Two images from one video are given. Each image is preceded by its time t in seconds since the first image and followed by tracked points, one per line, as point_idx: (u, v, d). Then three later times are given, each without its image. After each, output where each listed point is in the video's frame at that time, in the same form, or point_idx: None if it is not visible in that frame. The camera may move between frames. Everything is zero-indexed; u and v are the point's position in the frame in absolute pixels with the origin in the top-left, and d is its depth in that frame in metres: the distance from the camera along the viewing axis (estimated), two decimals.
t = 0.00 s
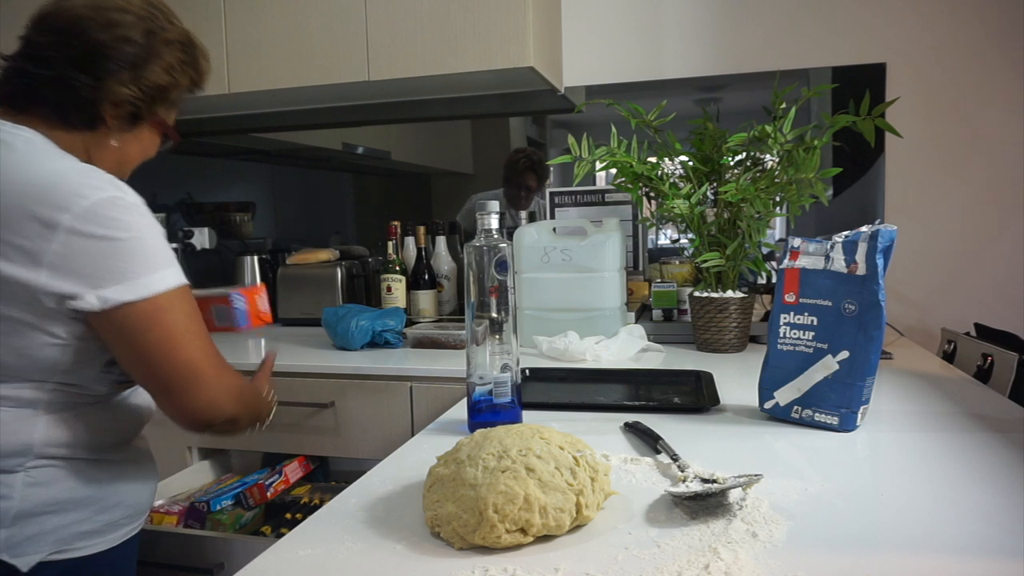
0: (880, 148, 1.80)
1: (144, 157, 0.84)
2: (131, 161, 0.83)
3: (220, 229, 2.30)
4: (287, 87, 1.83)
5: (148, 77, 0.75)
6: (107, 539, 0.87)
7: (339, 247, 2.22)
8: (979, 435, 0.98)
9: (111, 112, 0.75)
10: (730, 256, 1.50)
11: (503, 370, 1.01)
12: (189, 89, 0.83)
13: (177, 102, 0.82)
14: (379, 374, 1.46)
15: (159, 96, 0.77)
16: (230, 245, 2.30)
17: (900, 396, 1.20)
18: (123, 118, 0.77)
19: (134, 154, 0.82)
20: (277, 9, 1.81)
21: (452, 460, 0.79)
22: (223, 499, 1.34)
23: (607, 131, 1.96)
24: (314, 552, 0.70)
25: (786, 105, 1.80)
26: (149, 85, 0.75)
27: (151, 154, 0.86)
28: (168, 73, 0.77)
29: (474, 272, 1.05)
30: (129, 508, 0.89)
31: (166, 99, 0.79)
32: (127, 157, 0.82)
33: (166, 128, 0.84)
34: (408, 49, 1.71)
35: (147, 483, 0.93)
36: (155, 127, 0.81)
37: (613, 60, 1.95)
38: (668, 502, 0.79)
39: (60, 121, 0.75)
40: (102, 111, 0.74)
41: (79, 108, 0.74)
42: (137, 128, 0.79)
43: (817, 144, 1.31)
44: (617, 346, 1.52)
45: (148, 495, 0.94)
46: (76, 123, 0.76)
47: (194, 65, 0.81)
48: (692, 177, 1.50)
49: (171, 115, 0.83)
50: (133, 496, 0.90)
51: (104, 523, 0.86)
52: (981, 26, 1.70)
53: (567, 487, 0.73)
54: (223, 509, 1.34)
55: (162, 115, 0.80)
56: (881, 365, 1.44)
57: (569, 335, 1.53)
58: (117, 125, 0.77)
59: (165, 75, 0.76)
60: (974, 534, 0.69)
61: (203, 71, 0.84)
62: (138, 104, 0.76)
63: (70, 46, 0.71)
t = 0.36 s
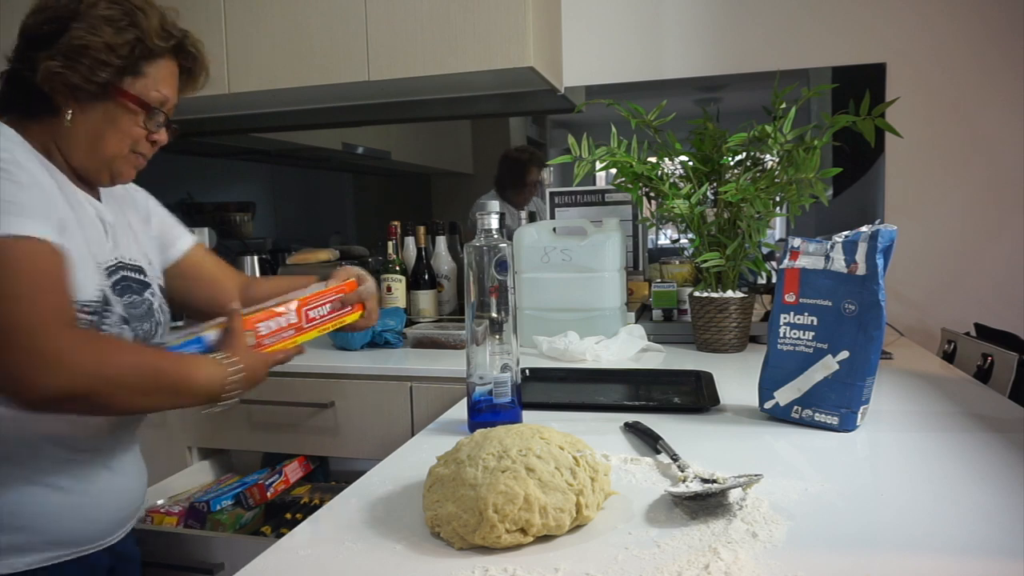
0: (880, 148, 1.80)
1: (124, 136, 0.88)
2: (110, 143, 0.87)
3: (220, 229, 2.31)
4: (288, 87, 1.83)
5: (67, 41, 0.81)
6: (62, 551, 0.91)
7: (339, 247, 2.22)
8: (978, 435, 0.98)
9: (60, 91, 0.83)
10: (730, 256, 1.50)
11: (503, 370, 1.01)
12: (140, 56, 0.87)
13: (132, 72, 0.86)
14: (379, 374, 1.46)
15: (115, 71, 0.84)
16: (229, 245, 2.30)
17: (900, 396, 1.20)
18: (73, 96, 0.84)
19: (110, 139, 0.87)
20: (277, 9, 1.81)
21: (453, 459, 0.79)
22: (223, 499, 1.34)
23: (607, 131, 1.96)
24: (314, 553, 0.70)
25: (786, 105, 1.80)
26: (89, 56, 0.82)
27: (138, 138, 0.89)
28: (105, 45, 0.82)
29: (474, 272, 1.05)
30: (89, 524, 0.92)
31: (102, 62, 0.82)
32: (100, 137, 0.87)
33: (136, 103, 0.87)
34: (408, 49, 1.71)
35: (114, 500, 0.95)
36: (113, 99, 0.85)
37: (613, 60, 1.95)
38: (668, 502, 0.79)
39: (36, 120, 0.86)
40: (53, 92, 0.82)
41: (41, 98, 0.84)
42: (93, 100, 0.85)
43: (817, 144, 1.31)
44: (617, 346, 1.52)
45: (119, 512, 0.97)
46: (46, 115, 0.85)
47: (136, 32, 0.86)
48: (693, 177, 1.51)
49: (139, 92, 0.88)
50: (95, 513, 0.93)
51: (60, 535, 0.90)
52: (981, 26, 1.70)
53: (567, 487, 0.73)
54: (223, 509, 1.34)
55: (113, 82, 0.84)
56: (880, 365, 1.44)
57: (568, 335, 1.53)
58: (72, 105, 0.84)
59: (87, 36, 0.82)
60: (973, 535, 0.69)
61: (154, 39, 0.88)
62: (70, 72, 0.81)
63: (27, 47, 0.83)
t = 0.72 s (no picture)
0: (880, 148, 1.80)
1: (93, 122, 0.87)
2: (78, 132, 0.87)
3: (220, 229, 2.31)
4: (288, 87, 1.83)
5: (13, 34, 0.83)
6: (66, 555, 0.96)
7: (339, 247, 2.22)
8: (978, 435, 0.98)
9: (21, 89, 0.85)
10: (730, 256, 1.50)
11: (503, 370, 1.01)
12: (85, 33, 0.86)
13: (80, 50, 0.86)
14: (379, 374, 1.46)
15: (59, 55, 0.84)
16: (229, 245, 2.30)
17: (899, 396, 1.20)
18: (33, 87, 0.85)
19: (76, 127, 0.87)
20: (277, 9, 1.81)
21: (453, 459, 0.79)
22: (223, 499, 1.34)
23: (607, 131, 1.96)
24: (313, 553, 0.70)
25: (786, 105, 1.80)
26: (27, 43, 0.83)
27: (110, 122, 0.88)
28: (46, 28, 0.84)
29: (474, 272, 1.05)
30: (90, 525, 0.97)
31: (44, 44, 0.83)
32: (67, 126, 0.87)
33: (93, 81, 0.86)
34: (408, 49, 1.71)
35: (113, 501, 1.00)
36: (67, 83, 0.85)
37: (612, 60, 1.95)
38: (668, 502, 0.79)
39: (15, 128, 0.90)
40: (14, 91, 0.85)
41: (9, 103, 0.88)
42: (50, 87, 0.85)
43: (817, 144, 1.31)
44: (617, 346, 1.52)
45: (118, 512, 1.02)
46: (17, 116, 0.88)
47: (75, 7, 0.85)
48: (693, 177, 1.51)
49: (97, 72, 0.87)
50: (94, 516, 0.98)
51: (62, 540, 0.94)
52: (981, 26, 1.70)
53: (567, 487, 0.73)
54: (224, 509, 1.33)
55: (61, 64, 0.84)
56: (880, 365, 1.44)
57: (568, 335, 1.53)
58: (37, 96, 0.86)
59: (28, 21, 0.83)
60: (973, 535, 0.69)
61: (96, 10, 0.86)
62: (17, 62, 0.83)
63: None
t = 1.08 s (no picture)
0: (880, 148, 1.80)
1: (36, 131, 0.82)
2: (27, 143, 0.83)
3: (220, 229, 2.31)
4: (288, 87, 1.83)
5: None
6: (69, 555, 0.96)
7: (339, 247, 2.22)
8: (977, 436, 0.98)
9: None
10: (730, 256, 1.50)
11: (503, 370, 1.01)
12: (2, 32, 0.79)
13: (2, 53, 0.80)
14: (379, 375, 1.46)
15: None
16: (230, 245, 2.30)
17: (900, 397, 1.20)
18: None
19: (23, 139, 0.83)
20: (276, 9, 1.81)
21: (453, 459, 0.79)
22: (224, 498, 1.34)
23: (607, 131, 1.96)
24: (313, 553, 0.70)
25: (786, 105, 1.80)
26: None
27: (55, 127, 0.83)
28: None
29: (474, 272, 1.05)
30: (93, 525, 0.97)
31: None
32: (19, 137, 0.83)
33: (25, 87, 0.81)
34: (408, 49, 1.71)
35: (116, 500, 1.01)
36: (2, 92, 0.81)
37: (612, 61, 1.95)
38: (668, 502, 0.79)
39: None
40: None
41: None
42: None
43: (817, 144, 1.31)
44: (617, 346, 1.52)
45: (121, 511, 1.02)
46: None
47: None
48: (693, 177, 1.51)
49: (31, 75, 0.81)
50: (97, 515, 0.98)
51: (66, 539, 0.95)
52: (981, 27, 1.70)
53: (567, 487, 0.73)
54: (224, 509, 1.34)
55: None
56: (880, 365, 1.44)
57: (568, 335, 1.53)
58: None
59: None
60: (972, 534, 0.69)
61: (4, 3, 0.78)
62: None
63: None
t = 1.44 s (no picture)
0: (880, 148, 1.80)
1: (26, 129, 0.82)
2: (15, 141, 0.83)
3: (220, 229, 2.31)
4: (288, 87, 1.83)
5: None
6: (77, 555, 0.96)
7: (339, 247, 2.22)
8: (978, 436, 0.98)
9: None
10: (730, 256, 1.50)
11: (503, 370, 1.01)
12: None
13: None
14: (379, 374, 1.46)
15: None
16: (229, 245, 2.31)
17: (900, 397, 1.20)
18: None
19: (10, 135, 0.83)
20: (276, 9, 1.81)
21: (453, 459, 0.79)
22: (224, 499, 1.34)
23: (607, 131, 1.96)
24: (313, 553, 0.70)
25: (786, 105, 1.80)
26: None
27: (45, 126, 0.82)
28: None
29: (474, 272, 1.05)
30: (100, 525, 0.98)
31: None
32: (7, 135, 0.83)
33: (17, 84, 0.81)
34: (408, 49, 1.71)
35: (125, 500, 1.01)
36: None
37: (612, 61, 1.95)
38: (668, 502, 0.79)
39: None
40: None
41: None
42: None
43: (817, 144, 1.31)
44: (617, 346, 1.52)
45: (128, 512, 1.02)
46: None
47: None
48: (693, 177, 1.51)
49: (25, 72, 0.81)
50: (104, 515, 0.98)
51: (76, 539, 0.95)
52: (982, 27, 1.70)
53: (567, 487, 0.73)
54: (224, 509, 1.34)
55: None
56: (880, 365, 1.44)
57: (568, 335, 1.53)
58: None
59: None
60: (973, 535, 0.69)
61: None
62: None
63: None
